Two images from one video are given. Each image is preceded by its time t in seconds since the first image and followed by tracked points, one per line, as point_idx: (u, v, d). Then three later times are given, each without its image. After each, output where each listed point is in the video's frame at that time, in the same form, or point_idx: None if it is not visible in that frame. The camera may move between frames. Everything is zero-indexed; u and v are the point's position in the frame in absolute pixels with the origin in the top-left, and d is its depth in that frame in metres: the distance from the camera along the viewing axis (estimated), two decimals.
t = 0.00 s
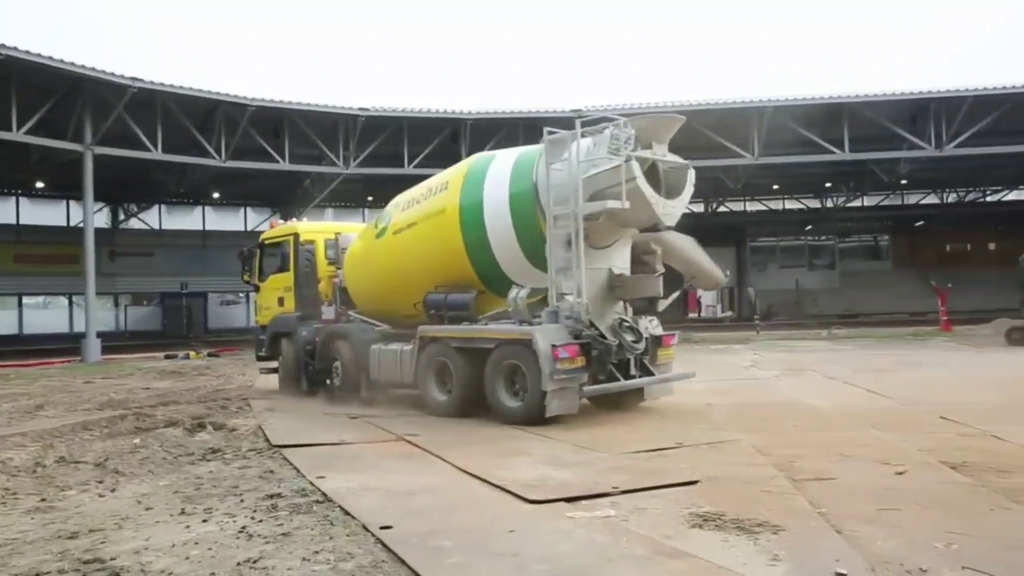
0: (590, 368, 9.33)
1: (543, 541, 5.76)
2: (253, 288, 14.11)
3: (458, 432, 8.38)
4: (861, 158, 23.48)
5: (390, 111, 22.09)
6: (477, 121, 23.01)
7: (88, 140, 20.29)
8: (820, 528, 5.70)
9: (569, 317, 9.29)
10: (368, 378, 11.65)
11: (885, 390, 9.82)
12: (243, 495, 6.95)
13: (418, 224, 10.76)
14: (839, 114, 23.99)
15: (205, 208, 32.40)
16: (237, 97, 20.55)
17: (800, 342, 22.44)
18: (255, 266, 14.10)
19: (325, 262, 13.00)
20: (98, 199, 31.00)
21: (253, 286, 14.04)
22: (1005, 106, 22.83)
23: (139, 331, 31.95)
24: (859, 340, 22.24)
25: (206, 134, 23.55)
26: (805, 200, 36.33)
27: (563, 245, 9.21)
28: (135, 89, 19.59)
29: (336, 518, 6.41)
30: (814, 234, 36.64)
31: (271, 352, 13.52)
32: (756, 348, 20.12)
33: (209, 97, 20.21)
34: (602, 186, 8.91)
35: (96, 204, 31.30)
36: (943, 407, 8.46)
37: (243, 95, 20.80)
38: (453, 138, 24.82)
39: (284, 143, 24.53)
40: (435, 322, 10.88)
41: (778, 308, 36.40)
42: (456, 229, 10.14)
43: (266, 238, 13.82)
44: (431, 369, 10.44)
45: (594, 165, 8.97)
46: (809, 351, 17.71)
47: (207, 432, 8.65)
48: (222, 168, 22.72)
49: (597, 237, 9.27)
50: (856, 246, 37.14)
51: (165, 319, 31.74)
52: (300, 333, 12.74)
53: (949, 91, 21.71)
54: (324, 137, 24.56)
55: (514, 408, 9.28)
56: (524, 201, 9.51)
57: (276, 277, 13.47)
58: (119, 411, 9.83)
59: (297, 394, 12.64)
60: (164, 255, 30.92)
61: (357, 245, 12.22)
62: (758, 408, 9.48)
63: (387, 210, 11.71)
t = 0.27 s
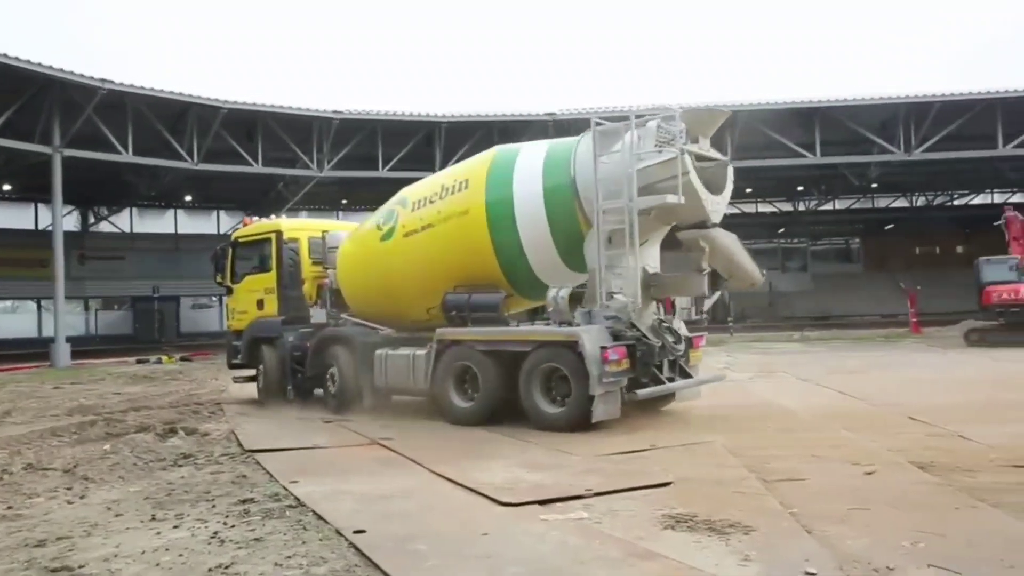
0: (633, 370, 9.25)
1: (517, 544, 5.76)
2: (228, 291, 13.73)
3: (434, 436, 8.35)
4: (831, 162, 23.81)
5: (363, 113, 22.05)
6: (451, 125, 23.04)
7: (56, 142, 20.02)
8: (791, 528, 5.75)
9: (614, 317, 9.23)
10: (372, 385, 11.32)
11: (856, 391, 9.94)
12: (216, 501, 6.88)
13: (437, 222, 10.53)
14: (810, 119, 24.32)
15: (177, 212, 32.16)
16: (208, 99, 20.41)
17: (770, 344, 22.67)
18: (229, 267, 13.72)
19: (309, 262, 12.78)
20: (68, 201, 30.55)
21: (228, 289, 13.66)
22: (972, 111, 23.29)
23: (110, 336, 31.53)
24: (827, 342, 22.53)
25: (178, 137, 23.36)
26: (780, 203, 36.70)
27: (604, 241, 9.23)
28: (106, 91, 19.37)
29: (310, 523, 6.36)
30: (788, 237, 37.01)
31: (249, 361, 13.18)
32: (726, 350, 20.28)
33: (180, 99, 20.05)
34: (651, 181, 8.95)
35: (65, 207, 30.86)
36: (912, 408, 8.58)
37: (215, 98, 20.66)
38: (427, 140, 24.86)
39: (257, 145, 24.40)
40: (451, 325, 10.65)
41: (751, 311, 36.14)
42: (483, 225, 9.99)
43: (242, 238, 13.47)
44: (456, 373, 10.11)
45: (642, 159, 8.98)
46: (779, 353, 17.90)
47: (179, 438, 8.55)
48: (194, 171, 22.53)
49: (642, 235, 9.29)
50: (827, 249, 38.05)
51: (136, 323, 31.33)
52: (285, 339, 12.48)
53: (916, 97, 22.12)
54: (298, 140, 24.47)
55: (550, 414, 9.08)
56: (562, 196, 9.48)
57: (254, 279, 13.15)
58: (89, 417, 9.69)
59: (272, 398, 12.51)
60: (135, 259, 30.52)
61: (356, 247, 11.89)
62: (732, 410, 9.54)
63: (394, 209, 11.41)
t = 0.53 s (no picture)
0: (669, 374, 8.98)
1: (487, 547, 5.75)
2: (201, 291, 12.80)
3: (405, 440, 8.31)
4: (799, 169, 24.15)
5: (334, 116, 21.94)
6: (423, 128, 23.01)
7: (19, 141, 19.64)
8: (757, 530, 5.80)
9: (652, 318, 8.85)
10: (374, 392, 10.61)
11: (823, 395, 10.07)
12: (182, 506, 6.79)
13: (452, 224, 9.79)
14: (779, 126, 24.64)
15: (146, 214, 31.73)
16: (177, 100, 20.18)
17: (736, 348, 22.88)
18: (202, 266, 12.81)
19: (292, 260, 11.97)
20: (33, 202, 29.97)
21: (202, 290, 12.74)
22: (936, 120, 23.79)
23: (74, 339, 30.96)
24: (793, 347, 22.81)
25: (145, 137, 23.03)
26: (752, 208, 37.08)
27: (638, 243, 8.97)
28: (71, 90, 19.07)
29: (278, 527, 6.31)
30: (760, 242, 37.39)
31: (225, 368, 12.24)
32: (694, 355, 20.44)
33: (147, 99, 19.80)
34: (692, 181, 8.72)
35: (29, 208, 30.28)
36: (877, 411, 8.72)
37: (183, 98, 20.43)
38: (398, 143, 24.81)
39: (226, 147, 24.14)
40: (467, 327, 10.00)
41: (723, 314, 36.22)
42: (507, 224, 9.39)
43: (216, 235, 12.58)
44: (474, 378, 9.59)
45: (681, 158, 8.74)
46: (746, 357, 18.08)
47: (146, 442, 8.44)
48: (161, 172, 22.25)
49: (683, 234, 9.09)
50: (799, 253, 37.66)
51: (102, 326, 30.81)
52: (271, 344, 11.64)
53: (881, 105, 22.55)
54: (268, 141, 24.27)
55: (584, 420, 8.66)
56: (594, 195, 9.05)
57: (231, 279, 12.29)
58: (53, 422, 9.51)
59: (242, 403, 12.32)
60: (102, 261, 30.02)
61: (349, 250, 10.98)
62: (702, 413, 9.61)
63: (395, 210, 10.56)
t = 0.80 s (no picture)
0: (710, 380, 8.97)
1: (443, 552, 5.71)
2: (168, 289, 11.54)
3: (365, 445, 8.25)
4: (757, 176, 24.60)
5: (295, 118, 21.82)
6: (386, 131, 22.99)
7: None
8: (712, 533, 5.84)
9: (692, 321, 8.77)
10: (380, 401, 9.84)
11: (779, 400, 10.23)
12: (134, 512, 6.65)
13: (477, 226, 9.23)
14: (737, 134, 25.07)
15: (101, 213, 31.30)
16: (134, 99, 19.91)
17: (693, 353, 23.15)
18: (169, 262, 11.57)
19: (276, 257, 10.91)
20: None
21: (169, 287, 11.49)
22: (890, 130, 24.44)
23: (26, 341, 30.22)
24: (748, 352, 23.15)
25: (101, 136, 22.63)
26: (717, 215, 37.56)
27: (677, 244, 8.81)
28: (24, 86, 18.69)
29: (232, 533, 6.21)
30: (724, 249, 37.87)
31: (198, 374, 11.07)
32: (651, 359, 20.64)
33: (104, 97, 19.49)
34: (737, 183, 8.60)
35: None
36: (830, 415, 8.88)
37: (141, 98, 20.15)
38: (360, 147, 24.72)
39: (185, 147, 23.79)
40: (490, 331, 9.47)
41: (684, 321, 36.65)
42: (538, 221, 8.95)
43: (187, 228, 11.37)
44: (502, 384, 9.16)
45: (726, 160, 8.64)
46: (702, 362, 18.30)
47: (97, 447, 8.27)
48: (118, 172, 21.87)
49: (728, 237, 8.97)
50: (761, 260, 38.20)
51: (54, 329, 30.11)
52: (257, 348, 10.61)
53: (834, 115, 23.15)
54: (228, 143, 24.00)
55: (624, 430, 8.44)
56: (634, 195, 8.77)
57: (207, 276, 11.11)
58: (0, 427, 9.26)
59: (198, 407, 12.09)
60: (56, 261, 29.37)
61: (348, 250, 10.12)
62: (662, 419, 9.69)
63: (405, 210, 9.79)
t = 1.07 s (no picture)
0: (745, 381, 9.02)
1: (408, 557, 5.67)
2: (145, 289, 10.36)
3: (330, 450, 8.17)
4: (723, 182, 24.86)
5: (261, 120, 21.63)
6: (353, 133, 22.88)
7: None
8: (676, 535, 5.87)
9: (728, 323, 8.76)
10: (397, 407, 9.33)
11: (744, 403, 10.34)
12: (93, 520, 6.51)
13: (507, 230, 8.91)
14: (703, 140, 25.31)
15: (61, 215, 30.70)
16: (96, 99, 19.59)
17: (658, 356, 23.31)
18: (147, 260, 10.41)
19: (271, 256, 9.99)
20: None
21: (147, 288, 10.33)
22: (852, 137, 24.86)
23: None
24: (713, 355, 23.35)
25: (62, 136, 22.20)
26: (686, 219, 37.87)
27: (713, 244, 8.80)
28: None
29: (193, 540, 6.10)
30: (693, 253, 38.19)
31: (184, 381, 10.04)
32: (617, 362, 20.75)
33: (64, 97, 19.14)
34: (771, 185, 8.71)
35: None
36: (792, 417, 9.00)
37: (102, 97, 19.82)
38: (327, 149, 24.53)
39: (149, 147, 23.40)
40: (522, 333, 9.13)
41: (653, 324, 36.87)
42: (573, 221, 8.80)
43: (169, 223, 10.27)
44: (533, 388, 8.83)
45: (761, 162, 8.79)
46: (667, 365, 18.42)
47: (56, 454, 8.10)
48: (78, 173, 21.48)
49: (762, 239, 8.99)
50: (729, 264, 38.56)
51: (12, 333, 29.43)
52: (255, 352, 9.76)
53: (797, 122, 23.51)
54: (192, 144, 23.66)
55: (665, 433, 8.35)
56: (669, 193, 8.80)
57: (195, 275, 10.06)
58: None
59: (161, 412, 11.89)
60: (14, 264, 28.73)
61: (359, 253, 9.42)
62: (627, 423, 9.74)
63: (422, 213, 9.24)
